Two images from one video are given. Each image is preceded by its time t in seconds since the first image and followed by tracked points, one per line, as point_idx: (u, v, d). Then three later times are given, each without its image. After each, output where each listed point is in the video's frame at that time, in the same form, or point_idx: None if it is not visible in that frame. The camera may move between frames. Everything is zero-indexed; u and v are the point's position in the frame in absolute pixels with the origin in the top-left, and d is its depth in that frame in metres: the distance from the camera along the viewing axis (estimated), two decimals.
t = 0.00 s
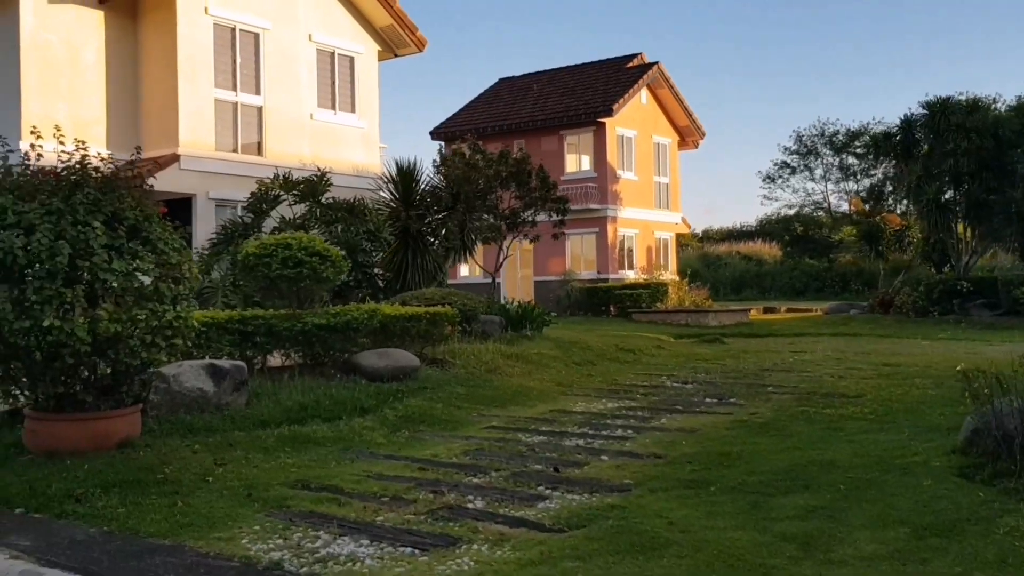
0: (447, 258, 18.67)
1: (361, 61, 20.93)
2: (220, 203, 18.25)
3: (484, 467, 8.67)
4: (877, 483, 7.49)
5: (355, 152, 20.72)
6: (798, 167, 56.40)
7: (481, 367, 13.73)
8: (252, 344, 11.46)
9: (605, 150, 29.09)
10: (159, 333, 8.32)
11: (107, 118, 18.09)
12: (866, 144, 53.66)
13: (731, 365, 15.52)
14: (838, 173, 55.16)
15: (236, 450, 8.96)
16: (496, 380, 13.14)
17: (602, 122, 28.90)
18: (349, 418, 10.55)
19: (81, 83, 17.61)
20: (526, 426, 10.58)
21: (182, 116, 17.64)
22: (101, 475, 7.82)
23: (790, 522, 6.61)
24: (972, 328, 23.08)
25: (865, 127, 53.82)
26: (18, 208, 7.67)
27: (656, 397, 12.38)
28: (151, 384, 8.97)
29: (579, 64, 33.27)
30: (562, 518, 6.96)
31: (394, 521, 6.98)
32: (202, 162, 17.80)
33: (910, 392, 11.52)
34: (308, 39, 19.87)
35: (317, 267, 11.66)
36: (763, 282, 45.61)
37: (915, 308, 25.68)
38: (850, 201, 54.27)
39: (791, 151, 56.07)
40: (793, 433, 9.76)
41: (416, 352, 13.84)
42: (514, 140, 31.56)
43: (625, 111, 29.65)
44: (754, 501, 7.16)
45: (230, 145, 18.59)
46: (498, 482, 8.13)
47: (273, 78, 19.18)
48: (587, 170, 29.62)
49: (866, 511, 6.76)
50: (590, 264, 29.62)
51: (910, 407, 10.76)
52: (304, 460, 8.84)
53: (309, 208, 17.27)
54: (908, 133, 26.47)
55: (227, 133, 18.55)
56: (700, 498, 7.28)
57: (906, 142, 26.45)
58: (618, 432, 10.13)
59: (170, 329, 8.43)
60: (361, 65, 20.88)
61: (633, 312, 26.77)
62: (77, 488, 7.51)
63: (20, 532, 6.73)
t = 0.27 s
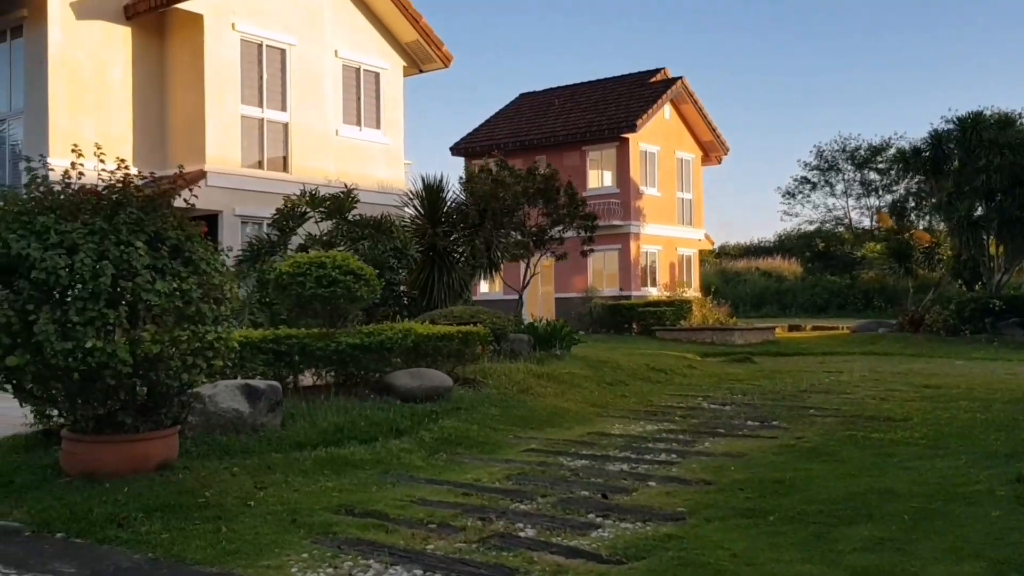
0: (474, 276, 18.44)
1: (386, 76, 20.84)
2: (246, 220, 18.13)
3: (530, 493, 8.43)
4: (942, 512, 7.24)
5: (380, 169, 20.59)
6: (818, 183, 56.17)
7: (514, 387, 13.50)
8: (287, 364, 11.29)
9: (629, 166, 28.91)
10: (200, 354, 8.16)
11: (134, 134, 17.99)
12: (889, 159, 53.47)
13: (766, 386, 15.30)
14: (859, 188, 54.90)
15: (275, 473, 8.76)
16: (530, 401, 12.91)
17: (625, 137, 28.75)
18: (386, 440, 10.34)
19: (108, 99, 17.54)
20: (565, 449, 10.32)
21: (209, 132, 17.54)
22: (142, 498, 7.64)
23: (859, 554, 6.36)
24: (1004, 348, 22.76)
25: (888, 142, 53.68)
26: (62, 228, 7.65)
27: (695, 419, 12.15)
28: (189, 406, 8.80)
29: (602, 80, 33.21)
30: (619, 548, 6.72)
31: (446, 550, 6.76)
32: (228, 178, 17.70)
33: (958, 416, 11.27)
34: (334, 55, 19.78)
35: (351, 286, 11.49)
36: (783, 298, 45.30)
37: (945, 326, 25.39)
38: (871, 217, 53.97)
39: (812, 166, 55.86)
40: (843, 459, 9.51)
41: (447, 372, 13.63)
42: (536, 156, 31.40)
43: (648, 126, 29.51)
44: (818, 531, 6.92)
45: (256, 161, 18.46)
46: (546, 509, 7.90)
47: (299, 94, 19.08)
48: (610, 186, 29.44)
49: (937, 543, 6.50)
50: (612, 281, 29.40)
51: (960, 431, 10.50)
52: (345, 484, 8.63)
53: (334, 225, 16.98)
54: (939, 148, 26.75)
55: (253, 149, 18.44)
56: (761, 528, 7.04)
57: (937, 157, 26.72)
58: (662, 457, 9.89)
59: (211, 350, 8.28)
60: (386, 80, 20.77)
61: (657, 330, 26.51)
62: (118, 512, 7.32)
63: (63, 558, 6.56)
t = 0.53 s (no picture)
0: (500, 301, 18.19)
1: (411, 100, 20.78)
2: (272, 244, 18.05)
3: (575, 524, 8.18)
4: (1007, 546, 6.98)
5: (405, 193, 20.49)
6: (838, 209, 55.95)
7: (547, 414, 13.26)
8: (320, 391, 11.11)
9: (651, 190, 28.75)
10: (239, 380, 7.97)
11: (161, 158, 17.95)
12: (908, 184, 53.20)
13: (802, 414, 15.03)
14: (879, 213, 54.59)
15: (313, 502, 8.56)
16: (563, 428, 12.67)
17: (647, 161, 28.62)
18: (422, 468, 10.12)
19: (135, 124, 17.51)
20: (605, 478, 10.06)
21: (235, 156, 17.49)
22: (180, 528, 7.46)
23: None
24: None
25: (908, 167, 53.44)
26: (101, 251, 7.49)
27: (735, 448, 11.89)
28: (226, 433, 8.61)
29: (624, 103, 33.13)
30: None
31: None
32: (254, 203, 17.63)
33: (1006, 446, 11.00)
34: (359, 79, 19.74)
35: (384, 310, 11.24)
36: (804, 324, 44.92)
37: (975, 352, 25.09)
38: (891, 242, 53.63)
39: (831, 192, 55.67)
40: (894, 490, 9.25)
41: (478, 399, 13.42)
42: (557, 180, 31.30)
43: (671, 151, 29.38)
44: (881, 566, 6.67)
45: (281, 185, 18.38)
46: (594, 541, 7.66)
47: (325, 119, 19.03)
48: (632, 211, 29.30)
49: None
50: (635, 305, 29.20)
51: (1011, 461, 10.23)
52: (385, 514, 8.40)
53: (361, 249, 16.83)
54: (967, 171, 27.16)
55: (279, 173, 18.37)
56: (821, 563, 6.79)
57: (964, 181, 27.14)
58: (706, 487, 9.62)
59: (251, 376, 8.09)
60: (411, 105, 20.71)
61: (681, 356, 26.22)
62: (158, 542, 7.14)
63: None
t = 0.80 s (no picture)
0: (523, 334, 17.91)
1: (434, 130, 20.67)
2: (295, 277, 17.88)
3: (621, 565, 7.87)
4: None
5: (427, 224, 20.34)
6: (853, 240, 55.61)
7: (577, 448, 12.96)
8: (350, 425, 10.86)
9: (671, 221, 28.51)
10: (274, 415, 7.71)
11: (183, 189, 17.85)
12: (923, 217, 52.79)
13: (837, 449, 14.69)
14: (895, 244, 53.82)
15: (347, 542, 8.27)
16: (596, 463, 12.34)
17: (667, 192, 28.41)
18: (456, 505, 9.81)
19: (158, 155, 17.43)
20: (644, 516, 9.75)
21: (258, 187, 17.38)
22: (214, 570, 7.19)
23: None
24: None
25: (922, 199, 53.07)
26: (134, 282, 7.29)
27: (773, 484, 11.56)
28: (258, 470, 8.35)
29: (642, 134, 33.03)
30: None
31: None
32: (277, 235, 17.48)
33: None
34: (382, 110, 19.65)
35: (414, 342, 10.99)
36: (822, 356, 44.40)
37: (1001, 384, 24.68)
38: (907, 274, 53.17)
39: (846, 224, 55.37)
40: (947, 527, 8.92)
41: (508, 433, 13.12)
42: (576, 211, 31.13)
43: (691, 181, 29.18)
44: None
45: (304, 216, 18.23)
46: None
47: (348, 150, 18.92)
48: (652, 242, 29.06)
49: None
50: (656, 337, 28.93)
51: None
52: (422, 554, 8.10)
53: (385, 280, 16.62)
54: (987, 203, 26.83)
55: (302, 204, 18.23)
56: None
57: (985, 212, 26.83)
58: (751, 525, 9.30)
59: (286, 411, 7.83)
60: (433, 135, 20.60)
61: (704, 389, 25.87)
62: None
63: None
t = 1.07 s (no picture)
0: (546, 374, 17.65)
1: (454, 168, 20.62)
2: (316, 315, 17.77)
3: None
4: None
5: (448, 262, 20.26)
6: (866, 279, 55.30)
7: (607, 491, 12.67)
8: (379, 468, 10.71)
9: (689, 259, 28.29)
10: (307, 460, 7.48)
11: (203, 227, 17.76)
12: (936, 255, 52.42)
13: (870, 492, 14.37)
14: (907, 281, 53.33)
15: None
16: (627, 506, 12.05)
17: (685, 230, 28.24)
18: (490, 551, 9.52)
19: (179, 193, 17.35)
20: (684, 563, 9.46)
21: (279, 225, 17.30)
22: None
23: None
24: None
25: (934, 237, 52.75)
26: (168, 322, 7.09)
27: (811, 530, 11.25)
28: (290, 516, 8.10)
29: (658, 172, 32.99)
30: None
31: None
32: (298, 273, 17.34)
33: None
34: (404, 147, 19.59)
35: (443, 383, 10.77)
36: (837, 395, 43.85)
37: None
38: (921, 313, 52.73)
39: (859, 262, 55.10)
40: None
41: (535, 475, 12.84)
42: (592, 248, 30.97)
43: (709, 219, 29.01)
44: None
45: (325, 253, 18.13)
46: None
47: (370, 188, 18.85)
48: (670, 280, 28.84)
49: None
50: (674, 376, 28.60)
51: None
52: None
53: (407, 318, 16.44)
54: (1008, 241, 26.63)
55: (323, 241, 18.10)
56: None
57: (1006, 250, 26.61)
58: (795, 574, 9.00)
59: (320, 455, 7.59)
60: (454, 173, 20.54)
61: (725, 429, 25.49)
62: None
63: None
